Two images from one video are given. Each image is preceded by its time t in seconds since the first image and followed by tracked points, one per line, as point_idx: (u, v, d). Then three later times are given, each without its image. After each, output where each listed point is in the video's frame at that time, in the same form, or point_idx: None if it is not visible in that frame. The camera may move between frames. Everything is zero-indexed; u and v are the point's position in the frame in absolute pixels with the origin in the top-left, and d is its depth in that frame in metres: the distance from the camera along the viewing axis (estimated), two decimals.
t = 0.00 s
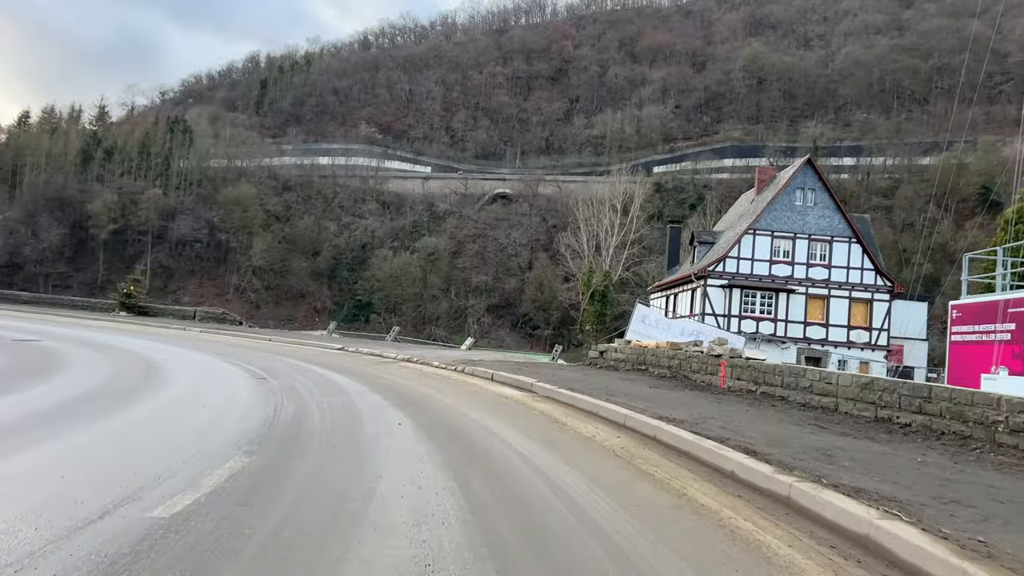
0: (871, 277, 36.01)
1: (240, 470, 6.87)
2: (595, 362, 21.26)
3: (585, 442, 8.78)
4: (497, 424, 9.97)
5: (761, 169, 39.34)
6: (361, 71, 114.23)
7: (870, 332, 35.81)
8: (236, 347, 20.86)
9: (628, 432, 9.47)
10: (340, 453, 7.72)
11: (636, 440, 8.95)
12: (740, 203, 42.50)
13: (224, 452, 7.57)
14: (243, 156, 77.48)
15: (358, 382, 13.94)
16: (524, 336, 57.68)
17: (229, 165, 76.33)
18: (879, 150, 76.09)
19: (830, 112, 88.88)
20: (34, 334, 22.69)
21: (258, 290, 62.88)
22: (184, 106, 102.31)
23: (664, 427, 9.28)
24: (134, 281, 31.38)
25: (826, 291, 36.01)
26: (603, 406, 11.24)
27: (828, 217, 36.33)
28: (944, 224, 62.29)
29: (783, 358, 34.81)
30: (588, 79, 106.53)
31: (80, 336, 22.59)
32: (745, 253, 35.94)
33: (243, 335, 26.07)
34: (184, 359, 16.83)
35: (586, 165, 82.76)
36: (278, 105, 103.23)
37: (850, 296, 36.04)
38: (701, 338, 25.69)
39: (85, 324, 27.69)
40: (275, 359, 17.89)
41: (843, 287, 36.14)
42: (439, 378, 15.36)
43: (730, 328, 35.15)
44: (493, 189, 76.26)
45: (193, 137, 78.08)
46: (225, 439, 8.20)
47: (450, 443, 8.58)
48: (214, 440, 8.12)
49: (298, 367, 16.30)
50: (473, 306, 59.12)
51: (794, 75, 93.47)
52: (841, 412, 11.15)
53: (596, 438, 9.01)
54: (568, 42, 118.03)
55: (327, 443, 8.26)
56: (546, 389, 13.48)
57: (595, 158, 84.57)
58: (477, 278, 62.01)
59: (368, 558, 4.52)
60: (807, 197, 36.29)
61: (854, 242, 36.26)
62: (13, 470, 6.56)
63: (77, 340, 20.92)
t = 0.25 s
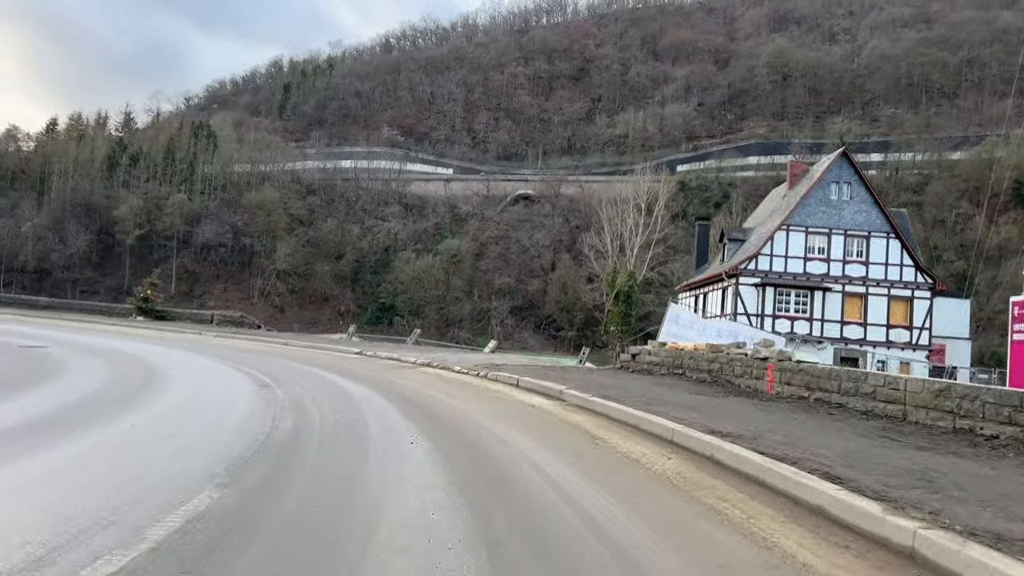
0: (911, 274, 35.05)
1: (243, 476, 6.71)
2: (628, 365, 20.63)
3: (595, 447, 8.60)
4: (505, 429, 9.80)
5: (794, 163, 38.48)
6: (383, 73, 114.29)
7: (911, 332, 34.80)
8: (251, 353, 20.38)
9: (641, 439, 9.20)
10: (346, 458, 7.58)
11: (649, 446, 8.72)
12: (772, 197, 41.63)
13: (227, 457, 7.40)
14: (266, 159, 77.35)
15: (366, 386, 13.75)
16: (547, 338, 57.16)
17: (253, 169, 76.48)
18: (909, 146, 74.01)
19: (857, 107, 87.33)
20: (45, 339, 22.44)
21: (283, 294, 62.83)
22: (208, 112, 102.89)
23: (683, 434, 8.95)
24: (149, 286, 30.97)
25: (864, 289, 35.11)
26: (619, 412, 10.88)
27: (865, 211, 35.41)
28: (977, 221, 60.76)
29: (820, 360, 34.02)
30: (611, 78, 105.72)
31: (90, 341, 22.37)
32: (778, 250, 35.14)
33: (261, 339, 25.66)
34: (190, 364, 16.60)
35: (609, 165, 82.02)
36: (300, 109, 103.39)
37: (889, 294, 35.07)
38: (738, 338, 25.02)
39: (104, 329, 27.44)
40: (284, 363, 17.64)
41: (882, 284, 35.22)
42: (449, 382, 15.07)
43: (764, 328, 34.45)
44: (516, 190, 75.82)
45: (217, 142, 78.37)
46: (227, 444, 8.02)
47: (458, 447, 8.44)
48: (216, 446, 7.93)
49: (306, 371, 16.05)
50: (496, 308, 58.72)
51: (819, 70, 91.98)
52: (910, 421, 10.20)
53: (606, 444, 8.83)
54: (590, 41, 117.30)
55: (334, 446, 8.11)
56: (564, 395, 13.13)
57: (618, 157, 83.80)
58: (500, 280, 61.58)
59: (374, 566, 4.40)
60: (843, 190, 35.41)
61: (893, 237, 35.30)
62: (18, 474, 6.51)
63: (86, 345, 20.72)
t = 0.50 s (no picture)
0: (944, 267, 34.35)
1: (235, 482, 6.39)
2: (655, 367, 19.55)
3: (605, 450, 8.25)
4: (511, 432, 9.45)
5: (818, 155, 37.68)
6: (395, 76, 114.13)
7: (945, 328, 34.10)
8: (258, 357, 19.81)
9: (655, 442, 8.76)
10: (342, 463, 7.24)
11: (660, 449, 8.35)
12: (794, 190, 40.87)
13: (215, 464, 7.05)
14: (280, 163, 77.25)
15: (366, 390, 13.30)
16: (564, 339, 56.58)
17: (267, 173, 76.34)
18: (927, 138, 72.83)
19: (874, 101, 86.08)
20: (42, 345, 22.00)
21: (298, 297, 62.66)
22: (223, 117, 103.05)
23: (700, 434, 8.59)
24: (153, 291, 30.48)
25: (895, 283, 34.27)
26: (632, 416, 10.38)
27: (895, 203, 34.72)
28: (999, 214, 59.55)
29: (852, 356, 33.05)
30: (624, 77, 104.97)
31: (90, 346, 21.95)
32: (804, 245, 34.40)
33: (272, 343, 25.12)
34: (185, 369, 16.14)
35: (623, 163, 81.32)
36: (314, 112, 103.27)
37: (922, 289, 34.35)
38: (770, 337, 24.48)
39: (112, 333, 26.99)
40: (283, 367, 17.15)
41: (913, 278, 34.42)
42: (453, 386, 14.57)
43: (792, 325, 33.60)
44: (530, 190, 75.31)
45: (231, 147, 78.32)
46: (215, 451, 7.62)
47: (462, 452, 8.11)
48: (207, 449, 7.71)
49: (304, 376, 15.57)
50: (512, 308, 58.23)
51: (836, 65, 90.74)
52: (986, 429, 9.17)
53: (615, 447, 8.47)
54: (602, 39, 116.66)
55: (331, 452, 7.78)
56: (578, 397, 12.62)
57: (632, 156, 83.07)
58: (515, 280, 61.08)
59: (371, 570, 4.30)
60: (871, 182, 34.80)
61: (924, 229, 34.64)
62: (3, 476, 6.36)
63: (81, 351, 20.25)
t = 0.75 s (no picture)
0: (971, 260, 33.63)
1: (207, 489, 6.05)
2: (675, 367, 18.41)
3: (608, 458, 7.85)
4: (508, 436, 9.05)
5: (838, 145, 37.00)
6: (403, 74, 113.67)
7: (973, 323, 33.34)
8: (263, 359, 19.29)
9: (665, 451, 8.32)
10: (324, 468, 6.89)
11: (670, 458, 7.93)
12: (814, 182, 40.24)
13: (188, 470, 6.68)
14: (288, 162, 76.87)
15: (359, 393, 12.88)
16: (574, 337, 56.03)
17: (275, 173, 75.94)
18: (941, 132, 71.72)
19: (887, 95, 85.01)
20: (33, 348, 21.46)
21: (307, 297, 62.31)
22: (231, 117, 102.79)
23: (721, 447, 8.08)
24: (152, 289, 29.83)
25: (921, 278, 33.71)
26: (641, 424, 9.90)
27: (920, 194, 34.03)
28: (1016, 208, 58.55)
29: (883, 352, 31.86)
30: (633, 73, 104.18)
31: (83, 349, 21.44)
32: (825, 238, 33.73)
33: (277, 343, 24.61)
34: (173, 371, 15.65)
35: (633, 160, 80.62)
36: (322, 111, 102.78)
37: (948, 282, 33.67)
38: (802, 336, 24.02)
39: (116, 335, 26.52)
40: (278, 370, 16.65)
41: (939, 272, 33.86)
42: (453, 389, 14.07)
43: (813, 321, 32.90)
44: (539, 187, 74.73)
45: (239, 146, 78.02)
46: (188, 458, 7.24)
47: (454, 456, 7.75)
48: (187, 450, 7.64)
49: (296, 378, 15.10)
50: (522, 307, 57.70)
51: (847, 59, 89.69)
52: None
53: (618, 454, 8.06)
54: (611, 35, 115.91)
55: (313, 457, 7.42)
56: (588, 401, 12.09)
57: (642, 152, 82.38)
58: (525, 278, 60.54)
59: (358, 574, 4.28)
60: (895, 172, 34.10)
61: (950, 221, 33.93)
62: None
63: (68, 354, 19.69)
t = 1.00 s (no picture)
0: (1000, 260, 33.00)
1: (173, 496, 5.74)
2: (699, 370, 17.63)
3: (604, 464, 7.50)
4: (498, 440, 8.72)
5: (860, 141, 36.40)
6: (413, 73, 113.31)
7: (1001, 325, 32.64)
8: (266, 359, 18.80)
9: (670, 458, 7.92)
10: (298, 473, 6.58)
11: (675, 465, 7.54)
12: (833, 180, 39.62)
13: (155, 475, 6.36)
14: (298, 161, 76.61)
15: (347, 395, 12.52)
16: (584, 338, 55.45)
17: (284, 171, 75.26)
18: (958, 132, 70.64)
19: (901, 95, 83.98)
20: (22, 347, 21.02)
21: (316, 296, 61.92)
22: (242, 116, 102.70)
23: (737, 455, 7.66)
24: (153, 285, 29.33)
25: (947, 278, 33.05)
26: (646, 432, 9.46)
27: (946, 191, 33.47)
28: None
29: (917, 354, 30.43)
30: (644, 72, 103.50)
31: (73, 349, 21.01)
32: (847, 237, 33.05)
33: (282, 342, 24.14)
34: (156, 371, 15.25)
35: (644, 160, 79.98)
36: (332, 111, 102.34)
37: (976, 283, 33.04)
38: (833, 338, 23.10)
39: (119, 333, 26.11)
40: (268, 370, 16.23)
41: (967, 272, 33.18)
42: (447, 391, 13.66)
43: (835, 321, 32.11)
44: (549, 187, 74.21)
45: (249, 145, 77.79)
46: (155, 462, 6.92)
47: (441, 461, 7.44)
48: (156, 448, 7.51)
49: (283, 379, 14.71)
50: (531, 307, 57.23)
51: (861, 58, 88.69)
52: None
53: (614, 460, 7.72)
54: (622, 35, 115.27)
55: (289, 461, 7.11)
56: (593, 406, 11.61)
57: (653, 152, 81.74)
58: (535, 278, 60.02)
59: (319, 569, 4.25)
60: (921, 169, 33.54)
61: (979, 219, 33.32)
62: None
63: (53, 354, 19.24)
